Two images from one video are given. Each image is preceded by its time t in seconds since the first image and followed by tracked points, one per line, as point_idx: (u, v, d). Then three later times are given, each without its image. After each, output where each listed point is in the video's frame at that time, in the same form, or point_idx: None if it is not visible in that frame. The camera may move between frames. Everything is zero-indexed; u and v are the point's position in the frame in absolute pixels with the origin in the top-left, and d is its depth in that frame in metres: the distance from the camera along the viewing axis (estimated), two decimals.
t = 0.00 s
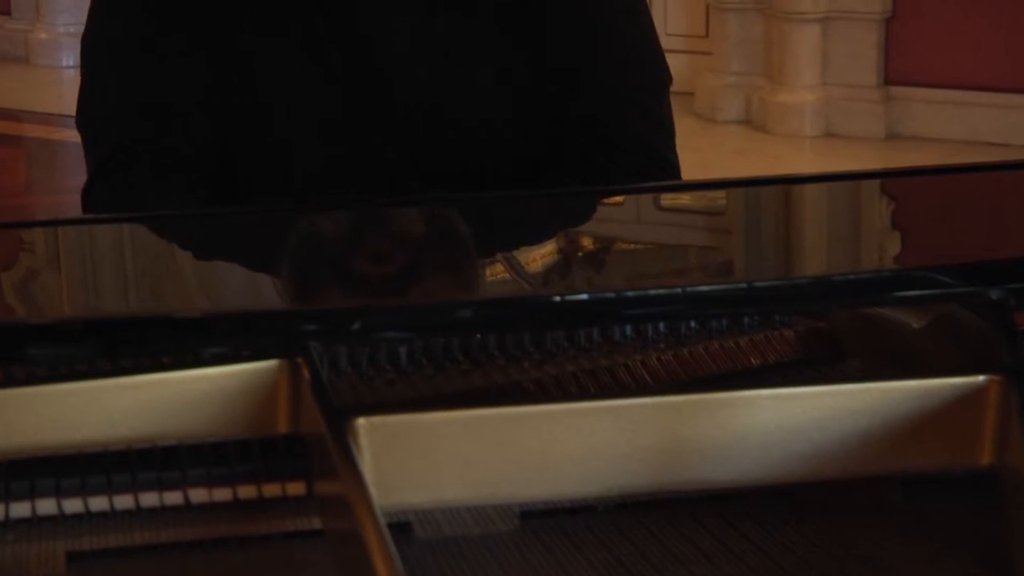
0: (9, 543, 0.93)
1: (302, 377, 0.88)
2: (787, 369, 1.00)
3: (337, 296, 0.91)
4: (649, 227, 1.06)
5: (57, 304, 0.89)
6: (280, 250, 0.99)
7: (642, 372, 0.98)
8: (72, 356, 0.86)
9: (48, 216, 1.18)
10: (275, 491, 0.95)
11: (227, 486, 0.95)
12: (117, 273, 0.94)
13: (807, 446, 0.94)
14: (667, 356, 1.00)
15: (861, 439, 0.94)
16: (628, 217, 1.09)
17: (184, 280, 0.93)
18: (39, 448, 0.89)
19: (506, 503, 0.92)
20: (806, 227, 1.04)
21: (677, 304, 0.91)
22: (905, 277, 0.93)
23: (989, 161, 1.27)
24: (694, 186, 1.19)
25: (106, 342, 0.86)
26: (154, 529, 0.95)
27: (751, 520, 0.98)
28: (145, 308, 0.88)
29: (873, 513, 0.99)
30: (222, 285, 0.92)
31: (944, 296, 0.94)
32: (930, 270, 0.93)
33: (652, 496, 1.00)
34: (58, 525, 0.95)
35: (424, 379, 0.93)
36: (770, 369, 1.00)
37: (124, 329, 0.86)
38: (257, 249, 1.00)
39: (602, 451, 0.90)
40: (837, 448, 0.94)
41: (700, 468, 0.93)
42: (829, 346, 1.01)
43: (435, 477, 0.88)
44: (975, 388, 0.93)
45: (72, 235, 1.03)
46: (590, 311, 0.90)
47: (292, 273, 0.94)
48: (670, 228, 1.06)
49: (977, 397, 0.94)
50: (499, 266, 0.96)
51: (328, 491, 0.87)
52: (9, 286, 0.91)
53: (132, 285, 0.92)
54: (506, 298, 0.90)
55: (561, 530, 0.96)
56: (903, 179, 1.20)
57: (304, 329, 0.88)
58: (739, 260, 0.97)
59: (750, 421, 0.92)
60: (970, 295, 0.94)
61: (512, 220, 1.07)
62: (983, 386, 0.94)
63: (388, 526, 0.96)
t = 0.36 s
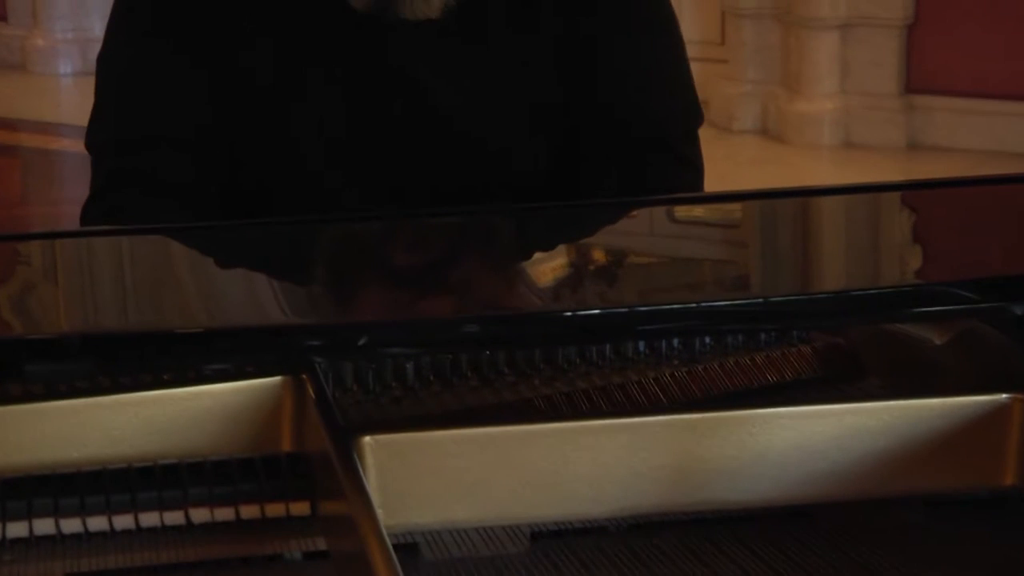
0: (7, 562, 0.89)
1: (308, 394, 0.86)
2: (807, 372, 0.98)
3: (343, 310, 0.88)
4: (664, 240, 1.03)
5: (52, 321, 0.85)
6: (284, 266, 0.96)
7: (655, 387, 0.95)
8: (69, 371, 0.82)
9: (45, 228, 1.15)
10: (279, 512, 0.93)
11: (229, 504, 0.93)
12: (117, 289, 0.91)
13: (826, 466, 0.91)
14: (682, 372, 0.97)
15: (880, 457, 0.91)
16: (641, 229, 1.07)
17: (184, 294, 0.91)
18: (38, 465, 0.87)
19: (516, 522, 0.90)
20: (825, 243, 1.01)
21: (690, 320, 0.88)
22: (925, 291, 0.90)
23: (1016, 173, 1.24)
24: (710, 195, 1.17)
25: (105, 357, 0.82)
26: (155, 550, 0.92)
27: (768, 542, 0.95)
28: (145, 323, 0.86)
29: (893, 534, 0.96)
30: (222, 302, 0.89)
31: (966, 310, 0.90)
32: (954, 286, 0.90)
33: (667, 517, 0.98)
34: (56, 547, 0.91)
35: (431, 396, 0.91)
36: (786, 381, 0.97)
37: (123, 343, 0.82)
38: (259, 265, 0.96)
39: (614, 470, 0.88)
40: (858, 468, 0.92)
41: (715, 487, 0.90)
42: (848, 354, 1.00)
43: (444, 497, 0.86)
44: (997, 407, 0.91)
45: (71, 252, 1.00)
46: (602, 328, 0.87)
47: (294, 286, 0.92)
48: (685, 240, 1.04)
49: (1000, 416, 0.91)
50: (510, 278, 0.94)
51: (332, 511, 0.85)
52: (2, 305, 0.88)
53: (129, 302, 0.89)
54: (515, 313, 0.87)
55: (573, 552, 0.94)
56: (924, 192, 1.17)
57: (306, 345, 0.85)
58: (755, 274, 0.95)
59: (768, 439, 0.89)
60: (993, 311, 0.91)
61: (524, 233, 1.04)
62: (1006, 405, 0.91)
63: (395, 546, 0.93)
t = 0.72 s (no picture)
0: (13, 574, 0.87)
1: (318, 409, 0.86)
2: (819, 385, 0.98)
3: (353, 324, 0.88)
4: (674, 254, 1.03)
5: (63, 335, 0.86)
6: (295, 279, 0.96)
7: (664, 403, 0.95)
8: (80, 385, 0.83)
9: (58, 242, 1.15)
10: (287, 527, 0.92)
11: (239, 520, 0.92)
12: (126, 303, 0.92)
13: (836, 481, 0.91)
14: (691, 387, 0.97)
15: (890, 471, 0.91)
16: (651, 243, 1.07)
17: (194, 308, 0.91)
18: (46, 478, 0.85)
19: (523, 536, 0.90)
20: (834, 258, 1.00)
21: (700, 335, 0.88)
22: (934, 307, 0.90)
23: None
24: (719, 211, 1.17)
25: (118, 371, 0.82)
26: (164, 563, 0.90)
27: (775, 558, 0.95)
28: (154, 336, 0.86)
29: (901, 550, 0.96)
30: (232, 317, 0.89)
31: (976, 327, 0.90)
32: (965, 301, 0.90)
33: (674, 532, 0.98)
34: (64, 561, 0.90)
35: (441, 411, 0.90)
36: (796, 397, 0.97)
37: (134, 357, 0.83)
38: (270, 279, 0.96)
39: (623, 485, 0.88)
40: (868, 483, 0.91)
41: (725, 502, 0.90)
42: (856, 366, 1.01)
43: (452, 510, 0.86)
44: (1007, 423, 0.91)
45: (80, 266, 1.00)
46: (612, 342, 0.87)
47: (303, 300, 0.92)
48: (694, 255, 1.04)
49: (1010, 431, 0.91)
50: (519, 292, 0.94)
51: (341, 526, 0.85)
52: (13, 317, 0.89)
53: (140, 316, 0.90)
54: (525, 328, 0.87)
55: (580, 568, 0.93)
56: (938, 207, 1.17)
57: (317, 359, 0.85)
58: (765, 289, 0.95)
59: (778, 454, 0.89)
60: (1003, 326, 0.91)
61: (535, 247, 1.04)
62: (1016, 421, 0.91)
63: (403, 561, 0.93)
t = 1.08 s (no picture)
0: None
1: (328, 423, 0.85)
2: (829, 398, 0.98)
3: (361, 337, 0.88)
4: (685, 269, 1.03)
5: (74, 347, 0.86)
6: (308, 292, 0.96)
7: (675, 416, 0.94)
8: (91, 399, 0.83)
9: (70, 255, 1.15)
10: (299, 540, 0.89)
11: (250, 531, 0.89)
12: (137, 316, 0.92)
13: (847, 495, 0.90)
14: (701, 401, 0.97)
15: (898, 486, 0.91)
16: (661, 257, 1.07)
17: (205, 321, 0.91)
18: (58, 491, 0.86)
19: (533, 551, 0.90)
20: (845, 272, 1.00)
21: (710, 348, 0.88)
22: (944, 321, 0.91)
23: None
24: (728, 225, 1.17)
25: (127, 386, 0.83)
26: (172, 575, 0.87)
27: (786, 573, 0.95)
28: (164, 349, 0.86)
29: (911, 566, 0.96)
30: (242, 329, 0.89)
31: (988, 340, 0.91)
32: (978, 316, 0.91)
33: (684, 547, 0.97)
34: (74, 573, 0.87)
35: (451, 423, 0.90)
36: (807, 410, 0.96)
37: (145, 371, 0.83)
38: (283, 292, 0.96)
39: (633, 498, 0.87)
40: (878, 496, 0.91)
41: (734, 515, 0.90)
42: (868, 377, 1.00)
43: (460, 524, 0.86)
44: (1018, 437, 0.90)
45: (91, 279, 1.00)
46: (622, 355, 0.87)
47: (313, 313, 0.92)
48: (704, 269, 1.04)
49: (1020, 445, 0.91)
50: (527, 305, 0.94)
51: (352, 539, 0.84)
52: (24, 330, 0.89)
53: (150, 329, 0.90)
54: (535, 341, 0.87)
55: None
56: (951, 220, 1.17)
57: (327, 372, 0.85)
58: (775, 303, 0.94)
59: (789, 468, 0.88)
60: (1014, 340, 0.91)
61: (546, 262, 1.04)
62: None
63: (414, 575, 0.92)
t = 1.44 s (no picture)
0: None
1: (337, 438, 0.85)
2: (839, 411, 0.97)
3: (368, 351, 0.88)
4: (694, 282, 1.03)
5: (82, 361, 0.86)
6: (314, 305, 0.97)
7: (683, 429, 0.94)
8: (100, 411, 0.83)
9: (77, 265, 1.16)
10: (307, 553, 0.88)
11: (257, 544, 0.88)
12: (144, 329, 0.92)
13: (853, 510, 0.90)
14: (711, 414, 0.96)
15: (905, 500, 0.90)
16: (669, 270, 1.07)
17: (213, 333, 0.91)
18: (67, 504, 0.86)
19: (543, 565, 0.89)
20: (854, 286, 1.01)
21: (716, 362, 0.89)
22: (955, 334, 0.91)
23: None
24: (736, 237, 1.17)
25: (135, 398, 0.83)
26: None
27: None
28: (172, 361, 0.86)
29: None
30: (250, 343, 0.89)
31: (997, 353, 0.91)
32: (991, 331, 0.91)
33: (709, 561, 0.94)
34: None
35: (461, 437, 0.90)
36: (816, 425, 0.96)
37: (152, 385, 0.83)
38: (293, 305, 0.97)
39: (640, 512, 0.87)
40: (885, 512, 0.91)
41: (741, 530, 0.89)
42: (871, 393, 0.99)
43: (467, 535, 0.86)
44: None
45: (99, 293, 1.00)
46: (630, 369, 0.87)
47: (320, 325, 0.93)
48: (713, 282, 1.04)
49: None
50: (535, 319, 0.94)
51: (360, 554, 0.84)
52: (32, 343, 0.89)
53: (158, 343, 0.90)
54: (543, 355, 0.87)
55: None
56: (960, 234, 1.17)
57: (337, 386, 0.85)
58: (783, 317, 0.95)
59: (795, 481, 0.88)
60: None
61: (556, 275, 1.04)
62: None
63: None
